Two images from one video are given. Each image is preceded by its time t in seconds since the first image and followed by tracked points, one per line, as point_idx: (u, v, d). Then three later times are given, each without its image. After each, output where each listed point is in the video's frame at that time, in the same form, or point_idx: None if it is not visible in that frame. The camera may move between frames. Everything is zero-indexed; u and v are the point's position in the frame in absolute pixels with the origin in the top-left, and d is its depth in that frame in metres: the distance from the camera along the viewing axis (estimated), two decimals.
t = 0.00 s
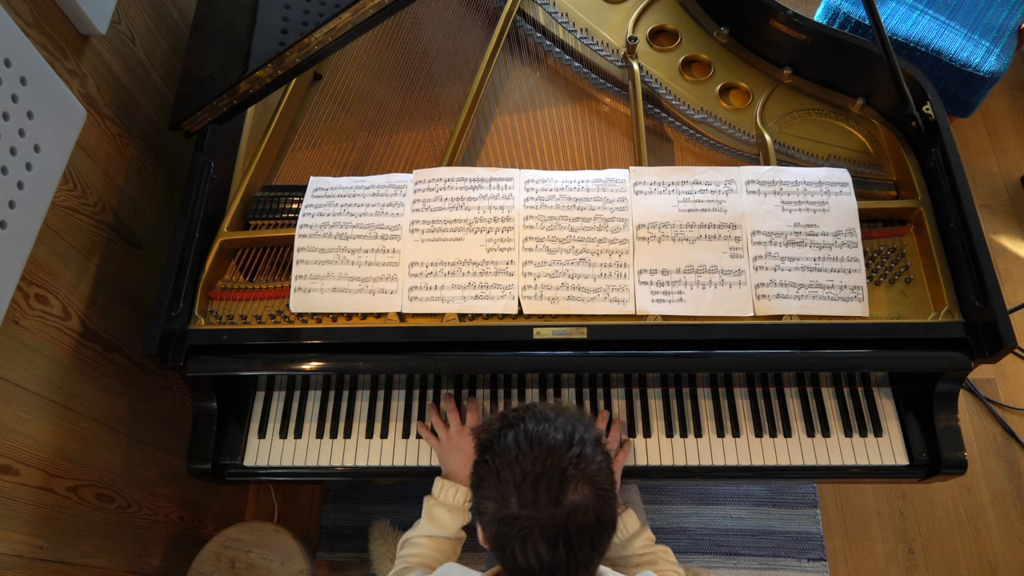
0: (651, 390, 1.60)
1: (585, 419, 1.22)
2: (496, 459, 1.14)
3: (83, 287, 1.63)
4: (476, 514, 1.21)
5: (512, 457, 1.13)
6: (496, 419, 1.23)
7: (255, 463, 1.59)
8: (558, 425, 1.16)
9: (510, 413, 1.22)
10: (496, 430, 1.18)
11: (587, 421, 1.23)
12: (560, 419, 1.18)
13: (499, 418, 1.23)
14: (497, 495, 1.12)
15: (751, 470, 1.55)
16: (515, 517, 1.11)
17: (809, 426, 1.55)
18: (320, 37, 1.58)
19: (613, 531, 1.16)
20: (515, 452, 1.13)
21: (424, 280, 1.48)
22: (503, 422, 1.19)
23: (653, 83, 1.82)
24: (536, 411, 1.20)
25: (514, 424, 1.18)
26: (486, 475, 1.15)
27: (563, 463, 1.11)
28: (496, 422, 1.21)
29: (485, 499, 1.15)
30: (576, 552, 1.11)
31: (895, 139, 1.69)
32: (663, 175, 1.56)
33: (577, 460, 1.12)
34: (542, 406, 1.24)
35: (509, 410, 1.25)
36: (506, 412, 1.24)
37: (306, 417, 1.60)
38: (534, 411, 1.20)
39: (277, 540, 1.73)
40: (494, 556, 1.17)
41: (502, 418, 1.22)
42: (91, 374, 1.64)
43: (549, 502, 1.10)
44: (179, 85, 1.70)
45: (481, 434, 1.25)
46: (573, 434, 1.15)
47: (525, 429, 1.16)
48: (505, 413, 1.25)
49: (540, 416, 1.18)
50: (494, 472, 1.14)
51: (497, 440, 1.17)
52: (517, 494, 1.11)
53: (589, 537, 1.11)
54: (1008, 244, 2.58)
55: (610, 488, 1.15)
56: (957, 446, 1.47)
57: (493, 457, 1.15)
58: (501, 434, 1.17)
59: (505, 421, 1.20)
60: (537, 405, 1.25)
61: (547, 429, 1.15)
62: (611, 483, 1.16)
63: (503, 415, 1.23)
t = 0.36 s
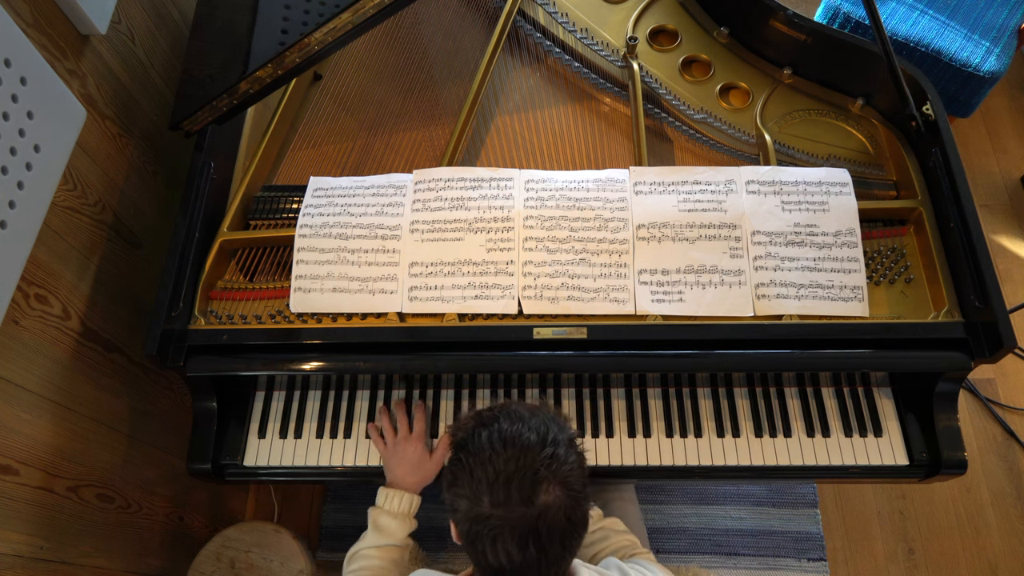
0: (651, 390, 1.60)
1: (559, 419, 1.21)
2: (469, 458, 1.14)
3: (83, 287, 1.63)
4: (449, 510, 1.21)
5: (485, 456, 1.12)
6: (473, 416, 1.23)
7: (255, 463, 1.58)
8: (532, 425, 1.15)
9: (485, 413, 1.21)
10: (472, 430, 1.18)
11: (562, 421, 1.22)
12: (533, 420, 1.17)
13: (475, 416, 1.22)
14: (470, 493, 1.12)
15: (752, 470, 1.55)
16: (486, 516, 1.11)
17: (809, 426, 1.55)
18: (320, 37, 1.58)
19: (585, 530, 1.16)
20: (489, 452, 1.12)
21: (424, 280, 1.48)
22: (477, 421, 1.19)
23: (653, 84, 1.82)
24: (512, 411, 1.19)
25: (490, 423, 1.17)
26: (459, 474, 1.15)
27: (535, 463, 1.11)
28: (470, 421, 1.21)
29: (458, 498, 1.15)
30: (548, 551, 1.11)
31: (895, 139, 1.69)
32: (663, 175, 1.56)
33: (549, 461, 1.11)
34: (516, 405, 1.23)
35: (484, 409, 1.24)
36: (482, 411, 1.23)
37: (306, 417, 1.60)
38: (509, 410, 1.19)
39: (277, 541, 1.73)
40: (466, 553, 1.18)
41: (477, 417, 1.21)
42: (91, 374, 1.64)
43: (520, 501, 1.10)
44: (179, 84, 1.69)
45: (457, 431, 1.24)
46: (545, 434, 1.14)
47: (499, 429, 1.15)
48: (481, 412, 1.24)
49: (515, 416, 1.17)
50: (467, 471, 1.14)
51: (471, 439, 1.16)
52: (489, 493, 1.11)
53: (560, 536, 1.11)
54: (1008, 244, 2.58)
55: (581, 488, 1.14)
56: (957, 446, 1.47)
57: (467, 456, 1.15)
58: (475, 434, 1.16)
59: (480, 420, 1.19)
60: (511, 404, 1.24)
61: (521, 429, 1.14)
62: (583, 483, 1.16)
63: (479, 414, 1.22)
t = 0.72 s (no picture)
0: (651, 390, 1.60)
1: (538, 418, 1.22)
2: (452, 462, 1.14)
3: (83, 288, 1.63)
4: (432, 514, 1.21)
5: (469, 460, 1.12)
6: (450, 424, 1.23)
7: (255, 463, 1.58)
8: (512, 426, 1.16)
9: (464, 415, 1.22)
10: (453, 435, 1.18)
11: (542, 420, 1.23)
12: (515, 420, 1.17)
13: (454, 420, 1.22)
14: (456, 497, 1.12)
15: (752, 470, 1.55)
16: (475, 520, 1.10)
17: (809, 426, 1.55)
18: (320, 37, 1.58)
19: (572, 525, 1.17)
20: (472, 454, 1.13)
21: (424, 280, 1.48)
22: (458, 425, 1.19)
23: (653, 83, 1.82)
24: (489, 413, 1.20)
25: (470, 427, 1.17)
26: (443, 479, 1.15)
27: (519, 463, 1.11)
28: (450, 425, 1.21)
29: (444, 503, 1.15)
30: (537, 549, 1.11)
31: (895, 139, 1.69)
32: (663, 175, 1.56)
33: (533, 460, 1.12)
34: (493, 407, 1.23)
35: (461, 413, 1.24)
36: (460, 414, 1.23)
37: (306, 417, 1.60)
38: (489, 412, 1.19)
39: (276, 540, 1.72)
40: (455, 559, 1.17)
41: (457, 419, 1.21)
42: (91, 374, 1.64)
43: (507, 502, 1.10)
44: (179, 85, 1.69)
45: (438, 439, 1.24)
46: (528, 434, 1.15)
47: (481, 431, 1.15)
48: (459, 415, 1.25)
49: (492, 417, 1.18)
50: (451, 476, 1.14)
51: (454, 443, 1.16)
52: (475, 495, 1.11)
53: (548, 534, 1.12)
54: (1009, 244, 2.58)
55: (565, 483, 1.15)
56: (958, 446, 1.47)
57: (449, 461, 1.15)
58: (457, 438, 1.16)
59: (460, 423, 1.19)
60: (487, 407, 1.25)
61: (502, 430, 1.15)
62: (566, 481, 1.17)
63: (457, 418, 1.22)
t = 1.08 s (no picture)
0: (651, 390, 1.59)
1: (556, 434, 1.21)
2: (466, 481, 1.14)
3: (82, 287, 1.62)
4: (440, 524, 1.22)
5: (483, 480, 1.13)
6: (463, 434, 1.23)
7: (255, 463, 1.58)
8: (529, 443, 1.15)
9: (478, 426, 1.21)
10: (466, 447, 1.18)
11: (557, 433, 1.22)
12: (531, 436, 1.17)
13: (468, 431, 1.22)
14: (469, 520, 1.12)
15: (751, 470, 1.55)
16: (489, 543, 1.10)
17: (808, 426, 1.55)
18: (320, 37, 1.58)
19: (587, 548, 1.16)
20: (487, 472, 1.13)
21: (424, 280, 1.48)
22: (472, 438, 1.18)
23: (653, 83, 1.82)
24: (505, 425, 1.19)
25: (485, 441, 1.17)
26: (455, 497, 1.16)
27: (535, 484, 1.10)
28: (464, 436, 1.21)
29: (456, 523, 1.15)
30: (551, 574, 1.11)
31: (895, 139, 1.69)
32: (663, 175, 1.56)
33: (549, 482, 1.11)
34: (508, 418, 1.23)
35: (475, 423, 1.24)
36: (475, 424, 1.23)
37: (306, 417, 1.60)
38: (505, 426, 1.19)
39: (276, 540, 1.72)
40: None
41: (471, 431, 1.21)
42: (91, 374, 1.65)
43: (522, 526, 1.09)
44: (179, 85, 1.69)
45: (451, 446, 1.25)
46: (545, 452, 1.14)
47: (496, 448, 1.15)
48: (473, 424, 1.24)
49: (507, 430, 1.17)
50: (465, 494, 1.14)
51: (468, 458, 1.16)
52: (489, 519, 1.11)
53: (563, 559, 1.11)
54: (1008, 244, 2.58)
55: (581, 503, 1.15)
56: (957, 446, 1.47)
57: (463, 478, 1.15)
58: (471, 453, 1.16)
59: (474, 436, 1.19)
60: (501, 416, 1.24)
61: (517, 448, 1.14)
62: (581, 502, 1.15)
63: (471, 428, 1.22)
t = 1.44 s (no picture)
0: (651, 390, 1.59)
1: (606, 476, 1.06)
2: (495, 501, 1.00)
3: (83, 288, 1.63)
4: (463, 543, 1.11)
5: (511, 507, 0.97)
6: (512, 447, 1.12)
7: (255, 463, 1.59)
8: (572, 476, 1.00)
9: (531, 446, 1.08)
10: (505, 466, 1.04)
11: (604, 471, 1.07)
12: (575, 471, 1.01)
13: (512, 452, 1.08)
14: (490, 545, 0.99)
15: (752, 470, 1.55)
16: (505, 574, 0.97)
17: (808, 426, 1.55)
18: (320, 37, 1.58)
19: None
20: (516, 499, 0.97)
21: (424, 280, 1.48)
22: (513, 458, 1.05)
23: (653, 83, 1.82)
24: (555, 452, 1.05)
25: (528, 464, 1.02)
26: (484, 519, 1.01)
27: (565, 524, 0.95)
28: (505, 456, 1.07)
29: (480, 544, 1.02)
30: None
31: (895, 139, 1.69)
32: (663, 175, 1.56)
33: (581, 526, 0.96)
34: (560, 445, 1.09)
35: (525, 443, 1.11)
36: (525, 445, 1.09)
37: (306, 417, 1.60)
38: (549, 453, 1.05)
39: (276, 540, 1.72)
40: None
41: (522, 452, 1.07)
42: (90, 375, 1.64)
43: (543, 568, 0.94)
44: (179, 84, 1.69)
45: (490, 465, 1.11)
46: (584, 491, 0.98)
47: (533, 475, 1.00)
48: (524, 443, 1.11)
49: (552, 457, 1.03)
50: (491, 518, 1.00)
51: (503, 478, 1.02)
52: (511, 551, 0.96)
53: None
54: (1008, 244, 2.58)
55: (614, 556, 0.99)
56: (958, 446, 1.47)
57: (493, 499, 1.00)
58: (507, 474, 1.02)
59: (518, 457, 1.05)
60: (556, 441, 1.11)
61: (556, 480, 0.99)
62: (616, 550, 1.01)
63: (522, 448, 1.08)
